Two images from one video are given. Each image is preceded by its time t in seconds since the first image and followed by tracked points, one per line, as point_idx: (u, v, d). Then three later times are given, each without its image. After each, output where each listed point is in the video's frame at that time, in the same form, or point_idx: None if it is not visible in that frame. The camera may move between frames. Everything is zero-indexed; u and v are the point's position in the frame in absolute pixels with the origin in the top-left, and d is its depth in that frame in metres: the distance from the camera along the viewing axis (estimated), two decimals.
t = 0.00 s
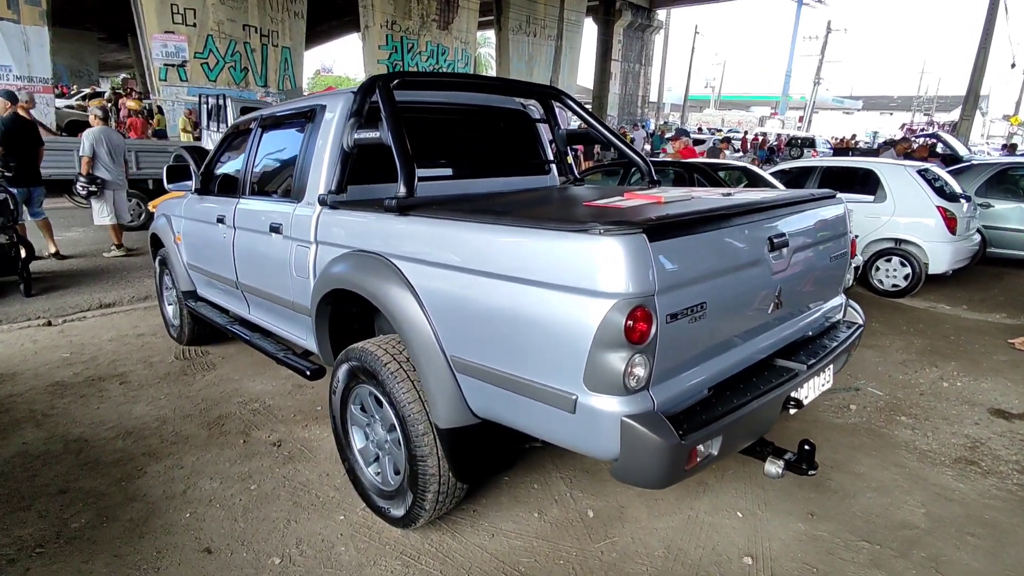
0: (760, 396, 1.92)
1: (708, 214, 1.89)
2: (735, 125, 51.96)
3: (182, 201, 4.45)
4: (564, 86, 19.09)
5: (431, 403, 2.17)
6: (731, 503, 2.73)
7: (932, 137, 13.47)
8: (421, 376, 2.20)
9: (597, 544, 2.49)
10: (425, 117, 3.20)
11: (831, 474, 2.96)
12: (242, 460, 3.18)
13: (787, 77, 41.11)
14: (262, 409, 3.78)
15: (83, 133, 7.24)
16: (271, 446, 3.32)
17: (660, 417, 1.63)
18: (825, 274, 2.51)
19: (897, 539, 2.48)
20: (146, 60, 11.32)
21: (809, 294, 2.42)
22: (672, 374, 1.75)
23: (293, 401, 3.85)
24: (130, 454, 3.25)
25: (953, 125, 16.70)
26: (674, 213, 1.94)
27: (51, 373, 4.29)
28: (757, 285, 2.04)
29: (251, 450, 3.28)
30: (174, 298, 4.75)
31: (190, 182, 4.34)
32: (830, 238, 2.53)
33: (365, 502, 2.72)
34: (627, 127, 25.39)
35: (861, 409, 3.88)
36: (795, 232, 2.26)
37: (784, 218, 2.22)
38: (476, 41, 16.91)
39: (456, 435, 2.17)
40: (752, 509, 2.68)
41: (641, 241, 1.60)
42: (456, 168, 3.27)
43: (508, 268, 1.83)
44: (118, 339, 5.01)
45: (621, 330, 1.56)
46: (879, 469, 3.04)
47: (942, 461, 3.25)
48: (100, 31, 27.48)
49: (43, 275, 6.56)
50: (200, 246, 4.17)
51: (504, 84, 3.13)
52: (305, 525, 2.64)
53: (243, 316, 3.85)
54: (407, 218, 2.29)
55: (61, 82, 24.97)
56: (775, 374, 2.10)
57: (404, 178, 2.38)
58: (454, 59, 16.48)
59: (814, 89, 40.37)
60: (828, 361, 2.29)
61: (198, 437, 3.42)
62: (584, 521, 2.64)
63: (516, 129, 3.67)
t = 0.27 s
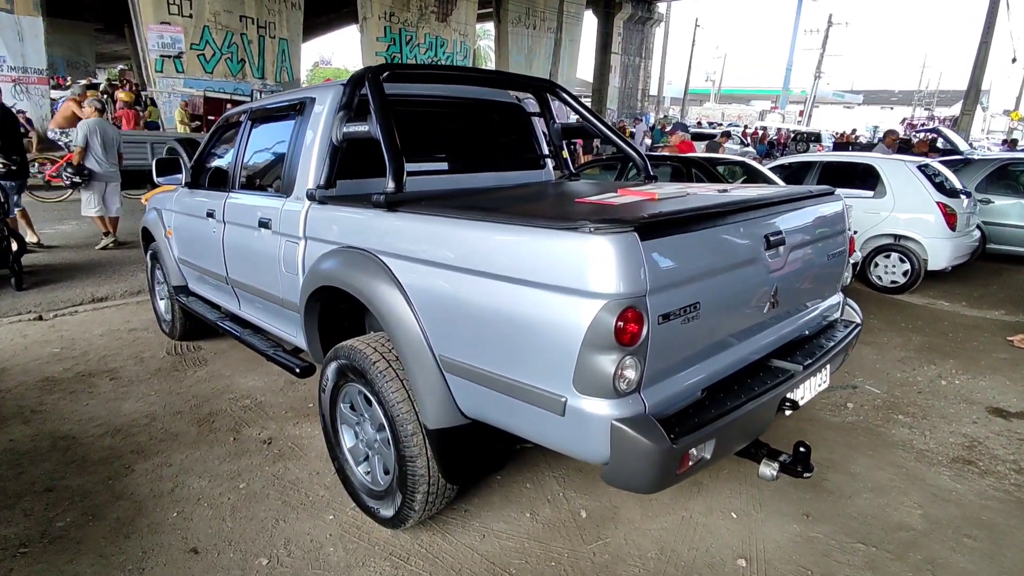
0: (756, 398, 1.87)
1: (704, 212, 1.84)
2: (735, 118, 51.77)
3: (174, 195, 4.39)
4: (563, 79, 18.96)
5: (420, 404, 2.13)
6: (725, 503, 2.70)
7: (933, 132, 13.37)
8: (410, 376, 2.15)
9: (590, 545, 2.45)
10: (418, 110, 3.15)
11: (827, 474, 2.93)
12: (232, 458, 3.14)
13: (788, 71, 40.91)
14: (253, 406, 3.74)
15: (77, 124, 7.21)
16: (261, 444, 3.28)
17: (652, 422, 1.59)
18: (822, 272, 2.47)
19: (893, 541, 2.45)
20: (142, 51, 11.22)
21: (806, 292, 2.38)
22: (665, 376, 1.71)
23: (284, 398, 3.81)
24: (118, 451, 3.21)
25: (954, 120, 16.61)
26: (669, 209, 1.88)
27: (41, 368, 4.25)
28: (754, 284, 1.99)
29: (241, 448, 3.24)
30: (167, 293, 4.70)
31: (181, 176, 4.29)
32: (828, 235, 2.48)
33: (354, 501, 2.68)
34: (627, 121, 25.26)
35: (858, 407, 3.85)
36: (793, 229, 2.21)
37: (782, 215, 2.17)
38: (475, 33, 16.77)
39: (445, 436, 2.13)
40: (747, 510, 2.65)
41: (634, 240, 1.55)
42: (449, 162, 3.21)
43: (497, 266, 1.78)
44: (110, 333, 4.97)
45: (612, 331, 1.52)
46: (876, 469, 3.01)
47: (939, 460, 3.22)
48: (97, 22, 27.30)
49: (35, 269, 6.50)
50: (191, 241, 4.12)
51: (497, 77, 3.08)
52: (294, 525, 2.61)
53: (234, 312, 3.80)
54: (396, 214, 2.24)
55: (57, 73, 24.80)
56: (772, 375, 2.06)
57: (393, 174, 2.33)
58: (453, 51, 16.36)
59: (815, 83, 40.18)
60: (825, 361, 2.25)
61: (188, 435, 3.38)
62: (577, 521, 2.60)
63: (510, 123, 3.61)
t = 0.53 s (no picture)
0: (759, 399, 1.82)
1: (706, 207, 1.77)
2: (730, 113, 51.70)
3: (162, 186, 4.29)
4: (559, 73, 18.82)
5: (411, 404, 2.06)
6: (724, 505, 2.65)
7: (929, 128, 13.34)
8: (401, 376, 2.08)
9: (586, 548, 2.40)
10: (410, 100, 3.06)
11: (827, 474, 2.88)
12: (220, 457, 3.06)
13: (783, 66, 40.84)
14: (242, 403, 3.66)
15: (65, 114, 7.07)
16: (250, 442, 3.21)
17: (653, 425, 1.53)
18: (825, 269, 2.41)
19: (895, 543, 2.40)
20: (132, 41, 11.04)
21: (809, 290, 2.32)
22: (666, 377, 1.65)
23: (274, 395, 3.73)
24: (103, 450, 3.13)
25: (949, 115, 16.59)
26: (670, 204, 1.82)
27: (25, 364, 4.15)
28: (756, 281, 1.93)
29: (229, 446, 3.16)
30: (155, 287, 4.60)
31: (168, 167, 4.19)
32: (831, 231, 2.43)
33: (345, 502, 2.61)
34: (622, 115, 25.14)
35: (856, 405, 3.81)
36: (796, 225, 2.15)
37: (785, 211, 2.11)
38: (470, 25, 16.60)
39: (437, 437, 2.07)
40: (746, 511, 2.60)
41: (635, 235, 1.48)
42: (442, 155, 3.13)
43: (492, 263, 1.71)
44: (96, 328, 4.87)
45: (613, 332, 1.45)
46: (876, 468, 2.96)
47: (939, 460, 3.18)
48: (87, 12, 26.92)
49: (21, 261, 6.38)
50: (179, 234, 4.02)
51: (492, 67, 3.00)
52: (283, 527, 2.54)
53: (223, 307, 3.72)
54: (388, 207, 2.17)
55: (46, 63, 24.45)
56: (775, 375, 2.00)
57: (384, 166, 2.25)
58: (447, 44, 16.20)
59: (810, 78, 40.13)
60: (829, 360, 2.19)
61: (175, 433, 3.30)
62: (573, 523, 2.54)
63: (506, 114, 3.53)
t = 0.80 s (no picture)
0: (773, 404, 1.73)
1: (719, 201, 1.68)
2: (720, 107, 51.74)
3: (142, 176, 4.12)
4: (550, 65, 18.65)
5: (405, 408, 1.95)
6: (727, 509, 2.56)
7: (919, 123, 13.35)
8: (395, 378, 1.97)
9: (587, 555, 2.30)
10: (403, 88, 2.94)
11: (831, 476, 2.81)
12: (203, 459, 2.93)
13: (773, 60, 40.86)
14: (227, 401, 3.53)
15: (43, 101, 6.82)
16: (234, 443, 3.08)
17: (667, 434, 1.44)
18: (835, 266, 2.33)
19: (904, 549, 2.33)
20: (115, 27, 10.75)
21: (819, 288, 2.24)
22: (678, 382, 1.56)
23: (261, 393, 3.60)
24: (81, 452, 2.99)
25: (939, 111, 16.63)
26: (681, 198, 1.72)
27: None
28: (769, 280, 1.84)
29: (213, 448, 3.03)
30: (136, 281, 4.44)
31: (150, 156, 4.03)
32: (842, 227, 2.34)
33: (334, 508, 2.50)
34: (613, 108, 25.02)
35: (856, 404, 3.75)
36: (808, 221, 2.07)
37: (797, 206, 2.02)
38: (460, 16, 16.38)
39: (433, 443, 1.96)
40: (750, 516, 2.52)
41: (649, 231, 1.38)
42: (436, 145, 3.01)
43: (493, 260, 1.60)
44: (75, 323, 4.70)
45: (627, 335, 1.35)
46: (879, 470, 2.90)
47: (942, 460, 3.13)
48: None
49: None
50: (160, 226, 3.87)
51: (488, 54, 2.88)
52: (269, 534, 2.43)
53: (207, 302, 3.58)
54: (380, 199, 2.05)
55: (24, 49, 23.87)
56: (788, 378, 1.92)
57: (377, 155, 2.12)
58: (437, 34, 15.98)
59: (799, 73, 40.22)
60: (841, 362, 2.11)
61: (156, 433, 3.17)
62: (572, 528, 2.45)
63: (502, 104, 3.41)
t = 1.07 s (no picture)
0: (794, 415, 1.65)
1: (740, 202, 1.59)
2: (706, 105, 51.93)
3: (123, 169, 3.96)
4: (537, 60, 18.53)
5: (404, 417, 1.85)
6: (732, 516, 2.49)
7: (904, 122, 13.45)
8: (393, 385, 1.87)
9: (591, 567, 2.22)
10: (397, 78, 2.82)
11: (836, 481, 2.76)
12: (187, 466, 2.81)
13: (759, 58, 41.03)
14: (212, 404, 3.39)
15: (19, 92, 6.60)
16: (220, 448, 2.95)
17: (690, 450, 1.35)
18: (848, 268, 2.26)
19: (914, 558, 2.28)
20: (93, 15, 10.45)
21: (832, 291, 2.17)
22: (699, 393, 1.47)
23: (247, 395, 3.47)
24: (57, 458, 2.85)
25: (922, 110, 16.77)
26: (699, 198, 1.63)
27: None
28: (788, 283, 1.77)
29: (197, 454, 2.91)
30: (117, 278, 4.27)
31: (130, 148, 3.87)
32: (855, 228, 2.27)
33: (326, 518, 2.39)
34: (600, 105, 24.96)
35: (855, 405, 3.71)
36: (824, 221, 1.99)
37: (814, 206, 1.94)
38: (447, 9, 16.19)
39: (434, 454, 1.86)
40: (756, 523, 2.45)
41: (674, 234, 1.29)
42: (431, 138, 2.89)
43: (501, 262, 1.50)
44: (51, 321, 4.52)
45: (652, 346, 1.26)
46: (883, 474, 2.85)
47: (944, 463, 3.09)
48: None
49: None
50: (142, 222, 3.71)
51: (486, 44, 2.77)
52: (258, 546, 2.31)
53: (190, 301, 3.44)
54: (378, 195, 1.94)
55: None
56: (805, 386, 1.84)
57: (374, 149, 2.01)
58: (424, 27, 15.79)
59: (784, 72, 40.47)
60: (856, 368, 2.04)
61: (137, 438, 3.03)
62: (574, 538, 2.36)
63: (499, 97, 3.30)
